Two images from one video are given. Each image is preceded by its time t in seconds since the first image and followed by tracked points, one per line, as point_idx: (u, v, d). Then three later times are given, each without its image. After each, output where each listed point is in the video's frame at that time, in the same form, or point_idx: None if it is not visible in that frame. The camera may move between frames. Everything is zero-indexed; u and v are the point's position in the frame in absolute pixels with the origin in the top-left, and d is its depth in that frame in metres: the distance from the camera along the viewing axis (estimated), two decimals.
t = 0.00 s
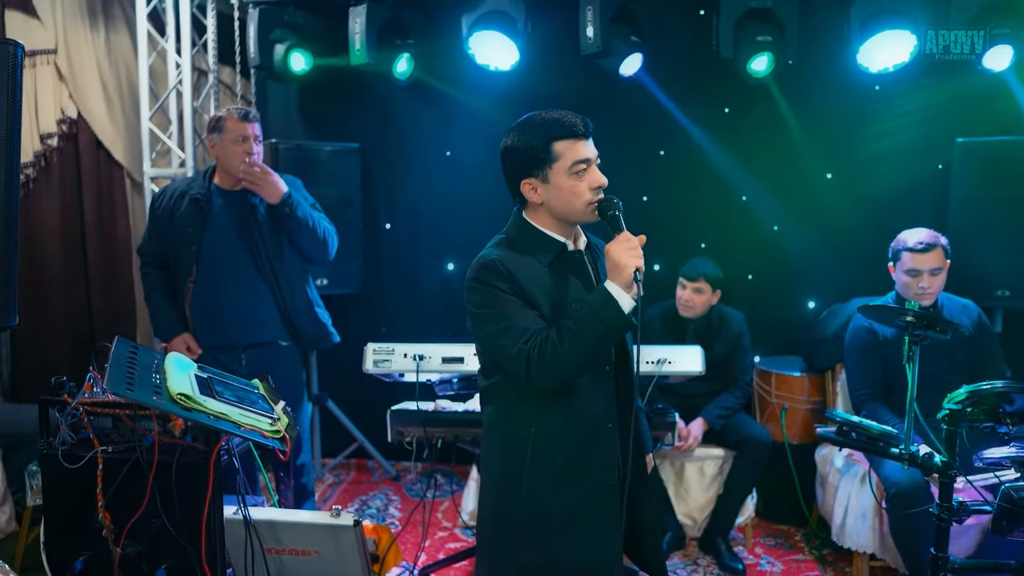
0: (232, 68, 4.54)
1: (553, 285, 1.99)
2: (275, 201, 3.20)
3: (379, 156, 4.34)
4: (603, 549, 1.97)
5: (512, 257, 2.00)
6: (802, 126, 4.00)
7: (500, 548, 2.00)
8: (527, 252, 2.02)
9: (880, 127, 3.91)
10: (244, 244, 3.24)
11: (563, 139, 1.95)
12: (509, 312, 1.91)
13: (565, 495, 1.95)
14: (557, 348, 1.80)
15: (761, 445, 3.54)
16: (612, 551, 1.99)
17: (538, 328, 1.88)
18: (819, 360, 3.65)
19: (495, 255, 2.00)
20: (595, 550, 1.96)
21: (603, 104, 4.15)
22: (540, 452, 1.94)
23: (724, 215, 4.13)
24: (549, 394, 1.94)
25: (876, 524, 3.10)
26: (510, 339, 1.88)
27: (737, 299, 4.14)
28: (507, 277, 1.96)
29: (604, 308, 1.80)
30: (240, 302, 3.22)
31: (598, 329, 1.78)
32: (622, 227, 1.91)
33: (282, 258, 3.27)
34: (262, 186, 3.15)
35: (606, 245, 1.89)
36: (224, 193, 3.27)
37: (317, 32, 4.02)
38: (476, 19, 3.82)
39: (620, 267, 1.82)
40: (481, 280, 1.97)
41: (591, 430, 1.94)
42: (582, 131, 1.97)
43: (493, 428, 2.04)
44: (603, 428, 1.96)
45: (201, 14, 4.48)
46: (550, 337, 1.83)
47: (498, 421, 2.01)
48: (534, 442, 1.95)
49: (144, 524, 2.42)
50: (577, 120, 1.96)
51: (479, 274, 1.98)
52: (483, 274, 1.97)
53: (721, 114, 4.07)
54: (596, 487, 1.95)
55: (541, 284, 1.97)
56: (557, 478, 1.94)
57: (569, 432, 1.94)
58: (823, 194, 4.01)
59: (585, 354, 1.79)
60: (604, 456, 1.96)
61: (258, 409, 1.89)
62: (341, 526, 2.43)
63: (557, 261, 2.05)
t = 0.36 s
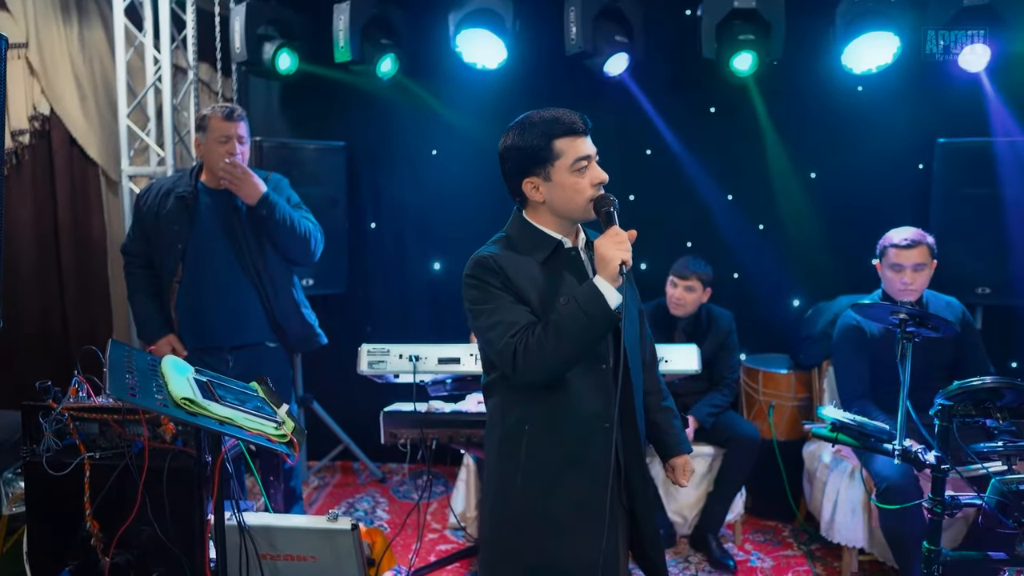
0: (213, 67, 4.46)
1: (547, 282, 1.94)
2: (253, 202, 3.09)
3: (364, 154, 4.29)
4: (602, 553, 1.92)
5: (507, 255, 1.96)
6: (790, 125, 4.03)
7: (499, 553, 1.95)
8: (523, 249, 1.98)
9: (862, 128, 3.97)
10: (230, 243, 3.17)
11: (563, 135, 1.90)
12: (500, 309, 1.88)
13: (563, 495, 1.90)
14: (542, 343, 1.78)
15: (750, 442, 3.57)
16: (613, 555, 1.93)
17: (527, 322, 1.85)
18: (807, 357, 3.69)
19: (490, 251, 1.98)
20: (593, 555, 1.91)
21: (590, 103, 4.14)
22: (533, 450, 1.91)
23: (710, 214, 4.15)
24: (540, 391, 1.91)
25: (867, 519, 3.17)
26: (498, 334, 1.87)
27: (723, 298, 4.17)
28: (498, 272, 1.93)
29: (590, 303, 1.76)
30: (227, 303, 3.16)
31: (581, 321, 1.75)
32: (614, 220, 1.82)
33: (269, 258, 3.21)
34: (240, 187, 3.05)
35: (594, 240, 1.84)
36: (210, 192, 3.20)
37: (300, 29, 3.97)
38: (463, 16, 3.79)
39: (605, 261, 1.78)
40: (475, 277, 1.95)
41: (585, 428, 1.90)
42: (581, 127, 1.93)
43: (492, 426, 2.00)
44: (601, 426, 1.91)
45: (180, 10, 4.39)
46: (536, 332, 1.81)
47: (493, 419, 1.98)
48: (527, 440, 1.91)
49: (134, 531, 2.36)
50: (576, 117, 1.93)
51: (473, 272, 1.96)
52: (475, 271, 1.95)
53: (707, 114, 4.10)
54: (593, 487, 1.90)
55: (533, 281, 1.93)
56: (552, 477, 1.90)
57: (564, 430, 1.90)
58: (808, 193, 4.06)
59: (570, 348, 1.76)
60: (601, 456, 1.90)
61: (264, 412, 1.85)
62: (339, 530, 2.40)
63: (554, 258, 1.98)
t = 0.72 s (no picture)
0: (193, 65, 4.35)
1: (562, 284, 1.93)
2: (219, 205, 3.01)
3: (350, 153, 4.24)
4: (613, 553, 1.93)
5: (519, 256, 1.93)
6: (776, 125, 4.07)
7: (509, 558, 1.93)
8: (534, 250, 1.96)
9: (846, 128, 4.02)
10: (215, 243, 3.10)
11: (574, 134, 1.90)
12: (519, 310, 1.85)
13: (576, 497, 1.90)
14: (571, 346, 1.76)
15: (740, 440, 3.59)
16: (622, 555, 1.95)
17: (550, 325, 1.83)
18: (795, 356, 3.72)
19: (501, 252, 1.94)
20: (604, 556, 1.92)
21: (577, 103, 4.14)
22: (550, 453, 1.89)
23: (698, 213, 4.17)
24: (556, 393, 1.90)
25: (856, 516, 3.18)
26: (521, 337, 1.84)
27: (710, 296, 4.20)
28: (513, 273, 1.90)
29: (618, 304, 1.76)
30: (214, 303, 3.10)
31: (613, 324, 1.75)
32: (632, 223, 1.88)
33: (257, 259, 3.15)
34: (205, 190, 2.98)
35: (616, 241, 1.85)
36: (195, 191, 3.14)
37: (285, 25, 3.90)
38: (451, 14, 3.77)
39: (633, 260, 1.79)
40: (488, 278, 1.92)
41: (600, 429, 1.90)
42: (592, 126, 1.93)
43: (499, 430, 1.97)
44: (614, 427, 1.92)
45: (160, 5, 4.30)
46: (563, 334, 1.79)
47: (505, 422, 1.94)
48: (544, 444, 1.89)
49: (125, 539, 2.30)
50: (586, 117, 1.92)
51: (486, 273, 1.92)
52: (488, 272, 1.92)
53: (694, 114, 4.11)
54: (606, 488, 1.91)
55: (548, 281, 1.92)
56: (568, 480, 1.89)
57: (581, 432, 1.89)
58: (794, 193, 4.10)
59: (599, 350, 1.75)
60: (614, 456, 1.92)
61: (266, 416, 1.82)
62: (336, 534, 2.36)
63: (564, 259, 1.98)
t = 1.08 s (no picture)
0: (173, 60, 4.25)
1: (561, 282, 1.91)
2: (190, 203, 2.92)
3: (335, 149, 4.18)
4: (614, 554, 1.91)
5: (519, 253, 1.91)
6: (763, 122, 4.09)
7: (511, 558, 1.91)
8: (534, 247, 1.94)
9: (832, 125, 4.06)
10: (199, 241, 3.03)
11: (561, 120, 1.90)
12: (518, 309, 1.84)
13: (578, 496, 1.88)
14: (567, 345, 1.74)
15: (730, 435, 3.60)
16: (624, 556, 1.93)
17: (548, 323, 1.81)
18: (784, 352, 3.73)
19: (501, 249, 1.93)
20: (605, 557, 1.90)
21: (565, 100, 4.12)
22: (550, 452, 1.87)
23: (685, 210, 4.18)
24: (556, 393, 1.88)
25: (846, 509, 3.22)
26: (518, 336, 1.82)
27: (698, 293, 4.21)
28: (512, 270, 1.88)
29: (614, 303, 1.74)
30: (199, 302, 3.03)
31: (608, 324, 1.73)
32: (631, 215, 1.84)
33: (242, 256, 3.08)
34: (175, 187, 2.90)
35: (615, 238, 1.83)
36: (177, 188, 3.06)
37: (268, 18, 3.82)
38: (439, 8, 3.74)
39: (631, 262, 1.76)
40: (487, 276, 1.90)
41: (601, 428, 1.88)
42: (581, 113, 1.93)
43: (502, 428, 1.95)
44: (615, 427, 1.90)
45: None
46: (559, 333, 1.77)
47: (507, 420, 1.93)
48: (544, 443, 1.88)
49: (113, 544, 2.24)
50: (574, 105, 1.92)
51: (486, 270, 1.90)
52: (488, 269, 1.90)
53: (681, 111, 4.12)
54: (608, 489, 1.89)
55: (548, 279, 1.89)
56: (568, 479, 1.87)
57: (582, 431, 1.87)
58: (781, 189, 4.13)
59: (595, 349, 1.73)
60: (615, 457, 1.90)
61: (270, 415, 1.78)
62: (333, 536, 2.32)
63: (568, 256, 1.95)
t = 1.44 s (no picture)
0: (154, 53, 4.14)
1: (554, 271, 1.87)
2: (172, 200, 2.85)
3: (321, 144, 4.11)
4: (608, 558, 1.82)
5: (514, 244, 1.91)
6: (750, 118, 4.11)
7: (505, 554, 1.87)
8: (532, 237, 1.92)
9: (819, 121, 4.08)
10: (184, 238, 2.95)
11: (554, 114, 1.87)
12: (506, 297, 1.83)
13: (569, 491, 1.83)
14: (539, 331, 1.71)
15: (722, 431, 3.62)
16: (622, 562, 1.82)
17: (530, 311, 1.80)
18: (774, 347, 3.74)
19: (498, 240, 1.93)
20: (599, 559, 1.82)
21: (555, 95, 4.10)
22: (540, 444, 1.84)
23: (674, 206, 4.19)
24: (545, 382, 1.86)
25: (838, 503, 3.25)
26: (502, 323, 1.82)
27: (687, 288, 4.22)
28: (503, 259, 1.89)
29: (586, 288, 1.68)
30: (186, 301, 2.96)
31: (577, 306, 1.68)
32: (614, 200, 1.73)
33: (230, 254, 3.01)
34: (157, 183, 2.82)
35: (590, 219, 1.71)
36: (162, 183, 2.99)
37: (252, 11, 3.75)
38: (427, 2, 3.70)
39: (598, 242, 1.66)
40: (484, 267, 1.91)
41: (592, 421, 1.83)
42: (578, 106, 1.89)
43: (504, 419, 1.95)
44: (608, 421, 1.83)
45: None
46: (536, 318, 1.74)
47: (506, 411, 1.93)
48: (534, 434, 1.85)
49: (104, 551, 2.17)
50: (568, 98, 1.88)
51: (481, 261, 1.92)
52: (485, 259, 1.91)
53: (670, 106, 4.12)
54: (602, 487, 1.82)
55: (540, 268, 1.87)
56: (558, 473, 1.83)
57: (571, 422, 1.83)
58: (769, 185, 4.15)
59: (566, 335, 1.69)
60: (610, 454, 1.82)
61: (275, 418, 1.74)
62: (332, 538, 2.28)
63: (565, 248, 1.90)
